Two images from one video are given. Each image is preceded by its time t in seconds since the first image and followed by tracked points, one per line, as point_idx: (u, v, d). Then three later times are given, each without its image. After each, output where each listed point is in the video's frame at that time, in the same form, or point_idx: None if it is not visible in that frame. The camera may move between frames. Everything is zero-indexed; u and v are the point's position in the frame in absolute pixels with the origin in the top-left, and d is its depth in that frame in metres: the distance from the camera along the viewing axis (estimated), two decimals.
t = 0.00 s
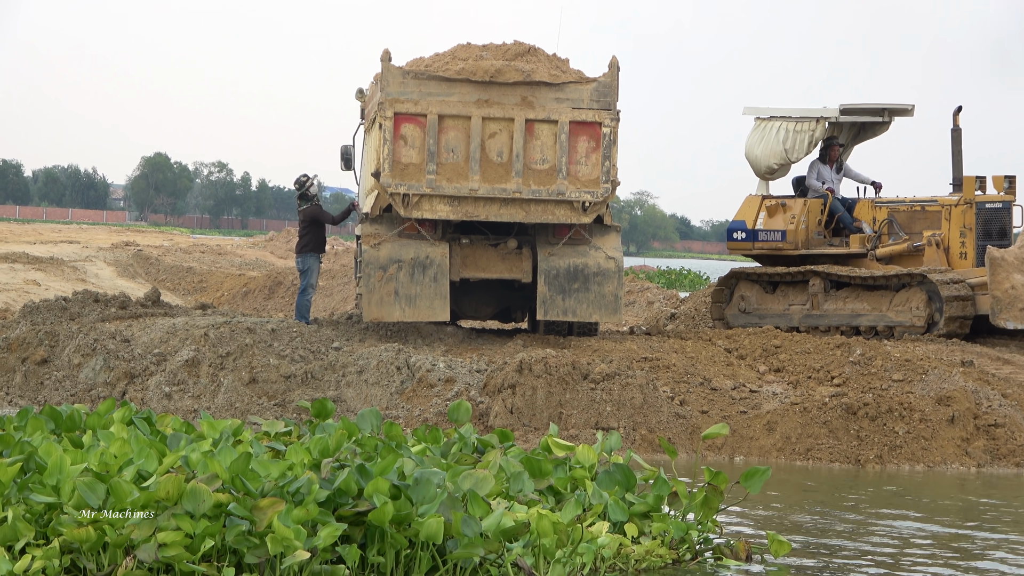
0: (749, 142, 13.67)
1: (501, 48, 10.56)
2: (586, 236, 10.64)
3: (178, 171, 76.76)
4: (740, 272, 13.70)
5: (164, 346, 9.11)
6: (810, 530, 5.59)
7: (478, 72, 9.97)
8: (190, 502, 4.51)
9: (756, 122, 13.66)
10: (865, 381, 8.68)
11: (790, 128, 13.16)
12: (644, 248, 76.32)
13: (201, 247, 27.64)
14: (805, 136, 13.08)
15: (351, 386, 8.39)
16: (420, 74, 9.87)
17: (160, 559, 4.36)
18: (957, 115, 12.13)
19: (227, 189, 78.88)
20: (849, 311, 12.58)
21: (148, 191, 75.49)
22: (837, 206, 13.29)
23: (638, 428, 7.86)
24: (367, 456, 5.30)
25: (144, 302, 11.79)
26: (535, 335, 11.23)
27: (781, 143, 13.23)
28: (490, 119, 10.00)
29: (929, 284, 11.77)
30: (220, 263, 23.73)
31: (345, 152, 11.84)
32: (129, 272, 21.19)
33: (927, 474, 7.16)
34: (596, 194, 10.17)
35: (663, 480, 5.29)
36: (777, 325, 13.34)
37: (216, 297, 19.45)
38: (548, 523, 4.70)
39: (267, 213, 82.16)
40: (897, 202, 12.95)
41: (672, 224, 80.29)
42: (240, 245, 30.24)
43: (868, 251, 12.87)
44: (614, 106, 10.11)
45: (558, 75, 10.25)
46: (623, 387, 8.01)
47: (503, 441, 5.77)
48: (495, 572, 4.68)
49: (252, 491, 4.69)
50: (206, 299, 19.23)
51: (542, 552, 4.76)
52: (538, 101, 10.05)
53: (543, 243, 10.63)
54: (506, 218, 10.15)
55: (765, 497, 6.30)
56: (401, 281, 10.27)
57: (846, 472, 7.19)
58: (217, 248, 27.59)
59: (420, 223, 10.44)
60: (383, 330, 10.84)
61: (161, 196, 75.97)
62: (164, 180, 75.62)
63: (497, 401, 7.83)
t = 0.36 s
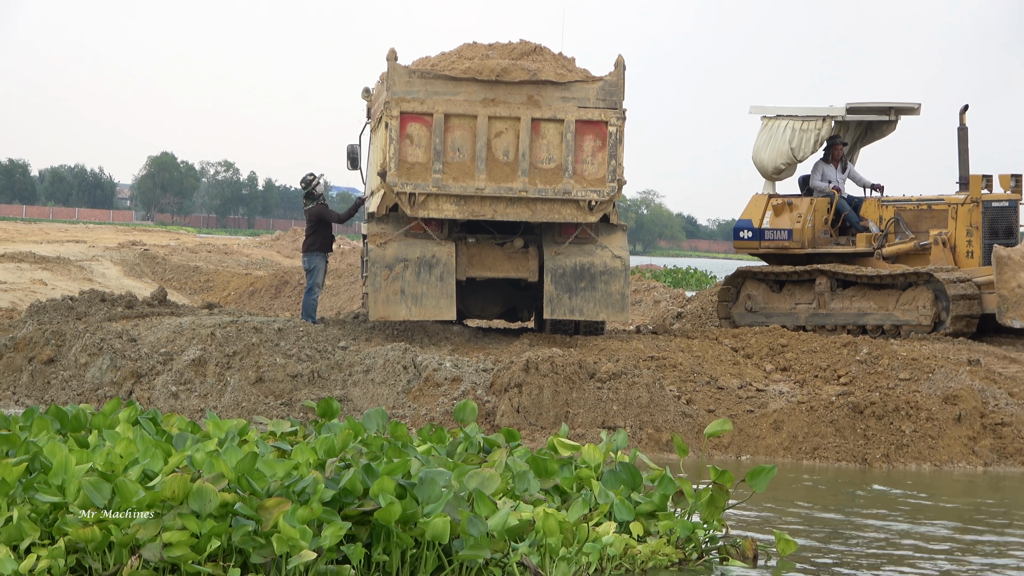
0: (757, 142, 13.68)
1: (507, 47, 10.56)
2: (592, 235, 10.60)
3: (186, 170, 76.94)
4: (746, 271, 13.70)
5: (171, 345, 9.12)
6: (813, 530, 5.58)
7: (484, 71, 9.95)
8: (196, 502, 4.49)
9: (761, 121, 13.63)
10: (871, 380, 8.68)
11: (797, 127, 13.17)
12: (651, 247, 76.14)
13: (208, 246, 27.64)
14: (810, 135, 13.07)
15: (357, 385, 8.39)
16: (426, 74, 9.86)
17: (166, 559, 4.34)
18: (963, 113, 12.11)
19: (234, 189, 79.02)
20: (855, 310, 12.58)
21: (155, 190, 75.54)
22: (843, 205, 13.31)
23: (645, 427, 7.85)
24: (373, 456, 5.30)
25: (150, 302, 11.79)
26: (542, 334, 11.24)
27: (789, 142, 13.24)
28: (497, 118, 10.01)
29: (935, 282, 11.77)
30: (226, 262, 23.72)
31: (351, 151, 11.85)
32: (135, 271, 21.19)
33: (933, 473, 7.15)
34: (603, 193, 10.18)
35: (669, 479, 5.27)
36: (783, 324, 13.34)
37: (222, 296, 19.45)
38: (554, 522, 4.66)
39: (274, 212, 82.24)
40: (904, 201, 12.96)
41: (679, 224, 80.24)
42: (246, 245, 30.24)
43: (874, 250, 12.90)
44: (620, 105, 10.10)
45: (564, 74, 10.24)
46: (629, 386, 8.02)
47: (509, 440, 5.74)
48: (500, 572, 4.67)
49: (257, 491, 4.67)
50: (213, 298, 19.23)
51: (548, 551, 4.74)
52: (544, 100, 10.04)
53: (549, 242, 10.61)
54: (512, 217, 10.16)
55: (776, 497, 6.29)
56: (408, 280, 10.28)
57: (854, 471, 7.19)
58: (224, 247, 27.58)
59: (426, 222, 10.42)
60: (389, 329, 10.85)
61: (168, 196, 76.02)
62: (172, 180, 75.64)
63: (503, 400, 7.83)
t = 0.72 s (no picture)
0: (762, 142, 13.67)
1: (512, 48, 10.56)
2: (597, 236, 10.62)
3: (190, 171, 77.05)
4: (751, 271, 13.71)
5: (175, 346, 9.12)
6: (818, 531, 5.57)
7: (488, 71, 9.95)
8: (199, 503, 4.45)
9: (766, 121, 13.62)
10: (876, 380, 8.68)
11: (802, 128, 13.15)
12: (655, 247, 76.13)
13: (213, 247, 27.64)
14: (817, 136, 13.09)
15: (362, 386, 8.39)
16: (430, 74, 9.87)
17: (169, 560, 4.31)
18: (967, 113, 12.11)
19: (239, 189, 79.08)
20: (859, 310, 12.57)
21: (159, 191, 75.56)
22: (848, 205, 13.31)
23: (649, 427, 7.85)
24: (378, 456, 5.23)
25: (155, 302, 11.80)
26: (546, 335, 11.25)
27: (795, 145, 13.24)
28: (501, 118, 10.01)
29: (940, 283, 11.80)
30: (231, 262, 23.75)
31: (355, 152, 11.85)
32: (139, 271, 21.20)
33: (937, 473, 7.15)
34: (607, 193, 10.18)
35: (673, 479, 5.27)
36: (788, 324, 13.33)
37: (227, 296, 19.46)
38: (558, 522, 4.70)
39: (277, 213, 82.31)
40: (908, 201, 12.98)
41: (682, 225, 80.23)
42: (251, 245, 30.23)
43: (879, 250, 12.88)
44: (625, 105, 10.11)
45: (569, 74, 10.24)
46: (634, 387, 8.02)
47: (513, 441, 5.75)
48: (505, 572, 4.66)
49: (260, 491, 4.63)
50: (217, 299, 19.24)
51: (552, 551, 4.72)
52: (548, 101, 10.05)
53: (554, 243, 10.62)
54: (516, 218, 10.17)
55: (785, 497, 6.29)
56: (412, 280, 10.28)
57: (858, 471, 7.19)
58: (228, 248, 27.58)
59: (430, 222, 10.42)
60: (393, 330, 10.85)
61: (173, 196, 76.07)
62: (176, 180, 75.70)
63: (507, 401, 7.84)
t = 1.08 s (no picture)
0: (765, 142, 13.67)
1: (515, 48, 10.56)
2: (600, 236, 10.62)
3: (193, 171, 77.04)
4: (754, 272, 13.70)
5: (179, 347, 9.13)
6: (822, 532, 5.56)
7: (491, 72, 9.92)
8: (201, 503, 4.44)
9: (769, 122, 13.64)
10: (879, 381, 8.69)
11: (804, 128, 13.16)
12: (658, 247, 76.15)
13: (217, 248, 27.66)
14: (819, 136, 13.08)
15: (365, 386, 8.39)
16: (434, 75, 9.87)
17: (171, 560, 4.30)
18: (970, 113, 12.11)
19: (243, 189, 79.15)
20: (863, 310, 12.58)
21: (165, 191, 75.49)
22: (852, 206, 13.29)
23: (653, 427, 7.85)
24: (380, 457, 5.22)
25: (158, 303, 11.80)
26: (550, 335, 11.26)
27: (797, 144, 13.24)
28: (504, 119, 10.01)
29: (943, 283, 11.77)
30: (235, 263, 23.80)
31: (358, 152, 11.86)
32: (143, 272, 21.23)
33: (941, 473, 7.15)
34: (610, 194, 10.18)
35: (676, 479, 5.27)
36: (791, 325, 13.32)
37: (230, 297, 19.48)
38: (561, 522, 4.67)
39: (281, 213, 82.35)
40: (911, 202, 12.99)
41: (686, 226, 80.24)
42: (254, 246, 30.24)
43: (882, 250, 12.87)
44: (628, 106, 10.11)
45: (572, 74, 10.24)
46: (637, 387, 8.02)
47: (516, 442, 5.73)
48: (507, 572, 4.64)
49: (263, 491, 4.62)
50: (221, 300, 19.26)
51: (555, 551, 4.70)
52: (551, 101, 10.05)
53: (557, 243, 10.63)
54: (520, 219, 10.17)
55: (788, 498, 6.29)
56: (415, 281, 10.28)
57: (862, 472, 7.19)
58: (232, 248, 27.60)
59: (434, 223, 10.44)
60: (396, 330, 10.85)
61: (177, 197, 76.12)
62: (180, 181, 75.70)
63: (511, 402, 7.84)
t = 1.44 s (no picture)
0: (767, 142, 13.67)
1: (517, 48, 10.56)
2: (602, 236, 10.62)
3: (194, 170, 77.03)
4: (756, 272, 13.70)
5: (181, 347, 9.14)
6: (821, 532, 5.55)
7: (494, 72, 9.95)
8: (202, 503, 4.42)
9: (771, 122, 13.65)
10: (881, 381, 8.68)
11: (806, 128, 13.17)
12: (660, 247, 76.14)
13: (218, 247, 27.66)
14: (821, 136, 13.08)
15: (367, 386, 8.39)
16: (435, 75, 9.87)
17: (172, 559, 4.29)
18: (973, 113, 12.11)
19: (244, 189, 79.17)
20: (865, 310, 12.58)
21: (165, 191, 75.69)
22: (853, 206, 13.35)
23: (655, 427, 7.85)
24: (381, 456, 5.21)
25: (160, 303, 11.81)
26: (552, 335, 11.26)
27: (798, 143, 13.23)
28: (506, 119, 10.01)
29: (945, 283, 11.77)
30: (236, 263, 23.80)
31: (360, 152, 11.86)
32: (145, 272, 21.24)
33: (943, 473, 7.15)
34: (612, 194, 10.19)
35: (677, 479, 5.27)
36: (793, 325, 13.32)
37: (232, 297, 19.48)
38: (561, 521, 4.66)
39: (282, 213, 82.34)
40: (913, 202, 13.00)
41: (687, 226, 80.25)
42: (256, 245, 30.25)
43: (884, 250, 12.89)
44: (630, 106, 10.11)
45: (574, 74, 10.24)
46: (639, 387, 8.02)
47: (517, 441, 5.71)
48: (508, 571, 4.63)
49: (263, 491, 4.60)
50: (223, 299, 19.26)
51: (557, 549, 4.69)
52: (553, 101, 10.04)
53: (559, 244, 10.63)
54: (522, 218, 10.17)
55: (792, 497, 6.29)
56: (417, 281, 10.28)
57: (863, 472, 7.18)
58: (233, 248, 27.60)
59: (436, 223, 10.44)
60: (398, 330, 10.86)
61: (177, 196, 76.13)
62: (180, 180, 75.74)
63: (513, 401, 7.84)
